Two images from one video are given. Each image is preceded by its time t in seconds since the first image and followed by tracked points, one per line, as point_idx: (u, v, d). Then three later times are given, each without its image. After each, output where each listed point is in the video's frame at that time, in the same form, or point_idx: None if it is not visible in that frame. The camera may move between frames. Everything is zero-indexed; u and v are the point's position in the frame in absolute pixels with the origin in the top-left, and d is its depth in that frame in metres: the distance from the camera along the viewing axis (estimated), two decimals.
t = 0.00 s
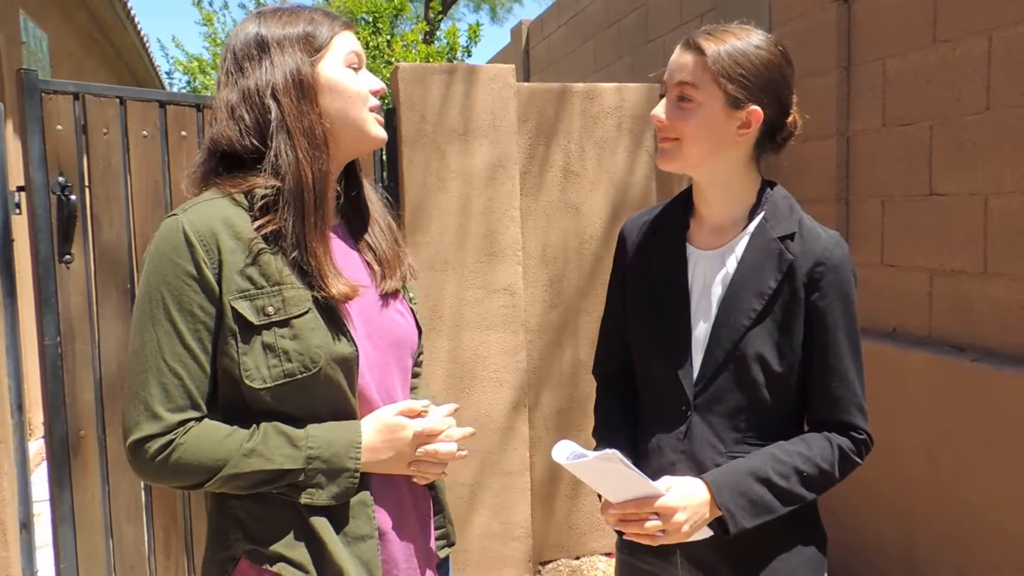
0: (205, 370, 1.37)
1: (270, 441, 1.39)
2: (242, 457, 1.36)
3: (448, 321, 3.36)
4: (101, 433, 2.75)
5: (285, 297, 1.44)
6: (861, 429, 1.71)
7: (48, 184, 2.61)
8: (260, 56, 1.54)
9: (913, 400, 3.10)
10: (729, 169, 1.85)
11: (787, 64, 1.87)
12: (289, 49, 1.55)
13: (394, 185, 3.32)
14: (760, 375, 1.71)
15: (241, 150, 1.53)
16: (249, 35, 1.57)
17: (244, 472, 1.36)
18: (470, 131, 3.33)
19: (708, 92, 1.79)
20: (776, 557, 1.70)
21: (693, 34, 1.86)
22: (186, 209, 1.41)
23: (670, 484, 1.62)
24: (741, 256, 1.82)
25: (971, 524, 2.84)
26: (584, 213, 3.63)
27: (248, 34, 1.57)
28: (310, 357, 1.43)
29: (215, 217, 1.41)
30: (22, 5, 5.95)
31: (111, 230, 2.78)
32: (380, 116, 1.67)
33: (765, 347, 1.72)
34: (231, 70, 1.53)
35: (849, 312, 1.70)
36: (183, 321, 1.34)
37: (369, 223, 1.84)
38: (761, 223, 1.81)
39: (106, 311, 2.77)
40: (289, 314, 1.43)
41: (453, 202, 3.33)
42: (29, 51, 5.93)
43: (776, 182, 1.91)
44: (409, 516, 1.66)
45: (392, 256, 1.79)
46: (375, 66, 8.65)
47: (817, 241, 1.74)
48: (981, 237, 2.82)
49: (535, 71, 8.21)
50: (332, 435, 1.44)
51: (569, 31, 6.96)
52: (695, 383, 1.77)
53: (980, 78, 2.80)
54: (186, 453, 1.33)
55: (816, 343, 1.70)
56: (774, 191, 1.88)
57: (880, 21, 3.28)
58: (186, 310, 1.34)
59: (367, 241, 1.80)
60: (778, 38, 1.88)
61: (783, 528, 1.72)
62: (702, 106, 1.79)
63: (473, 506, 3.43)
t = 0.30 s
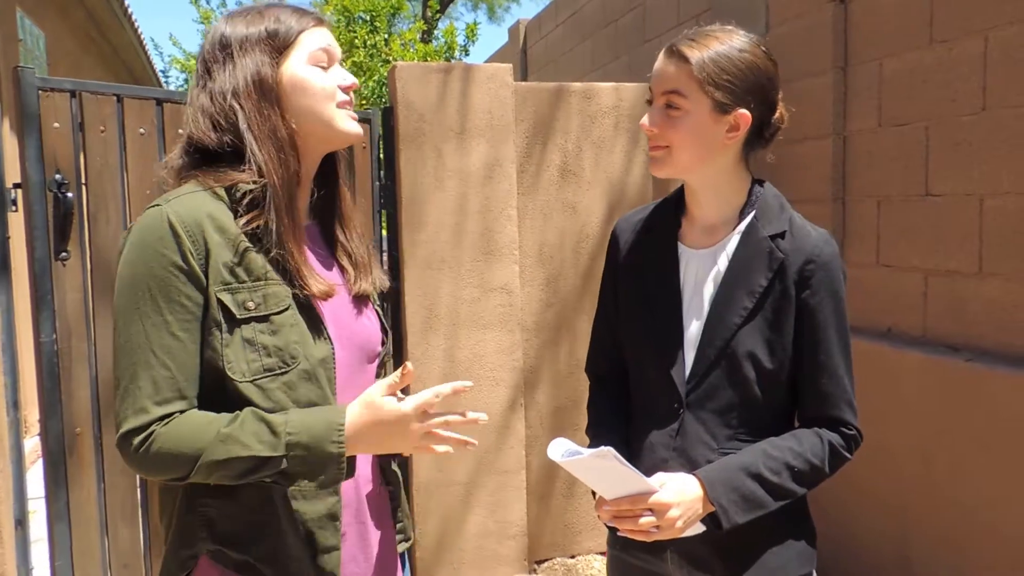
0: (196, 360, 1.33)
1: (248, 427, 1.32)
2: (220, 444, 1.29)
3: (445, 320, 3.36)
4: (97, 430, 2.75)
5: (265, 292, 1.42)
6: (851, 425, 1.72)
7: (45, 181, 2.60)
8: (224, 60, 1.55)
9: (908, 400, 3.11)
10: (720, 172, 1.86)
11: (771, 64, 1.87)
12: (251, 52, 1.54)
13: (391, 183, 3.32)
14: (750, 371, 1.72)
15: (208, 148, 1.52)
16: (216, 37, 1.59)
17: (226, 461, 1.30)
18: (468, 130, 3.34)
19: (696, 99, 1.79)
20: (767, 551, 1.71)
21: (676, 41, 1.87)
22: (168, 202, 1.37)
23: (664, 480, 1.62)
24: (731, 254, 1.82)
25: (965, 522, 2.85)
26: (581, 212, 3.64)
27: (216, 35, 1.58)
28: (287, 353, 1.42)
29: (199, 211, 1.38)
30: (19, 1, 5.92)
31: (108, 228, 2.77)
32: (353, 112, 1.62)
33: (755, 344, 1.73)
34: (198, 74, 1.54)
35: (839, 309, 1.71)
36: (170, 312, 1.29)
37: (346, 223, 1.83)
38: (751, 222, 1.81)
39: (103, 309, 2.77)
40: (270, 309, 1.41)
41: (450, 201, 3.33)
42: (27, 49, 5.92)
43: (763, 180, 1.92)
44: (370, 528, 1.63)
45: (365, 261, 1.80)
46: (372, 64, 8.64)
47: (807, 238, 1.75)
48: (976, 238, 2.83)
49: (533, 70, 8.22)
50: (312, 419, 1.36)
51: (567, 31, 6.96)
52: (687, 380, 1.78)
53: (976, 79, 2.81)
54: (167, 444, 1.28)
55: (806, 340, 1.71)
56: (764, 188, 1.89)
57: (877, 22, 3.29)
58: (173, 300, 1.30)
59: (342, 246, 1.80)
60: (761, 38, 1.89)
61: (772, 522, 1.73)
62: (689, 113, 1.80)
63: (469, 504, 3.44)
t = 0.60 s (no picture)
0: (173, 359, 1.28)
1: (222, 438, 1.28)
2: (192, 456, 1.25)
3: (441, 319, 3.36)
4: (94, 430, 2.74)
5: (238, 295, 1.39)
6: (839, 422, 1.73)
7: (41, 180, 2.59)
8: (186, 67, 1.50)
9: (904, 400, 3.12)
10: (711, 174, 1.87)
11: (759, 68, 1.89)
12: (212, 62, 1.49)
13: (388, 183, 3.32)
14: (741, 368, 1.73)
15: (175, 154, 1.48)
16: (178, 41, 1.53)
17: (196, 473, 1.26)
18: (465, 130, 3.34)
19: (686, 102, 1.80)
20: (758, 547, 1.72)
21: (667, 43, 1.87)
22: (148, 199, 1.33)
23: (654, 479, 1.62)
24: (719, 254, 1.83)
25: (961, 522, 2.86)
26: (578, 212, 3.64)
27: (178, 39, 1.53)
28: (257, 359, 1.39)
29: (182, 211, 1.34)
30: None
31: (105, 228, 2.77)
32: (315, 121, 1.57)
33: (745, 344, 1.74)
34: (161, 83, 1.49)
35: (827, 308, 1.72)
36: (147, 311, 1.25)
37: (309, 225, 1.83)
38: (741, 222, 1.82)
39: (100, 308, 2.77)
40: (242, 313, 1.38)
41: (447, 201, 3.33)
42: (22, 46, 5.90)
43: (754, 180, 1.93)
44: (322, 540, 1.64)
45: (326, 262, 1.80)
46: (369, 64, 8.64)
47: (796, 238, 1.75)
48: (972, 238, 2.84)
49: (530, 70, 8.23)
50: (285, 435, 1.32)
51: (564, 31, 6.96)
52: (678, 379, 1.78)
53: (972, 81, 2.82)
54: (140, 449, 1.23)
55: (795, 340, 1.71)
56: (754, 189, 1.90)
57: (873, 23, 3.30)
58: (151, 300, 1.26)
59: (305, 247, 1.80)
60: (750, 43, 1.91)
61: (763, 519, 1.74)
62: (681, 116, 1.81)
63: (465, 504, 3.44)
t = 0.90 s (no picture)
0: (119, 365, 1.28)
1: (172, 437, 1.30)
2: (142, 455, 1.26)
3: (440, 319, 3.36)
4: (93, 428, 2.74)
5: (201, 301, 1.39)
6: (833, 420, 1.74)
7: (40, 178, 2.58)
8: (148, 69, 1.47)
9: (901, 401, 3.13)
10: (709, 171, 1.87)
11: (761, 68, 1.90)
12: (179, 67, 1.47)
13: (387, 183, 3.33)
14: (737, 368, 1.73)
15: (135, 155, 1.46)
16: (137, 40, 1.49)
17: (146, 471, 1.27)
18: (465, 130, 3.34)
19: (693, 95, 1.80)
20: (753, 546, 1.72)
21: (673, 39, 1.87)
22: (112, 205, 1.32)
23: (651, 478, 1.63)
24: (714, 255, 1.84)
25: (959, 523, 2.86)
26: (578, 213, 3.65)
27: (136, 39, 1.49)
28: (221, 362, 1.41)
29: (148, 218, 1.34)
30: None
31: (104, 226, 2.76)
32: (282, 121, 1.60)
33: (740, 344, 1.74)
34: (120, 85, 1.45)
35: (821, 307, 1.73)
36: (105, 318, 1.26)
37: (268, 224, 1.83)
38: (736, 222, 1.82)
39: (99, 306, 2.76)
40: (205, 318, 1.39)
41: (447, 200, 3.33)
42: (21, 44, 5.89)
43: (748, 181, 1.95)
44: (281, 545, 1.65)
45: (285, 258, 1.82)
46: (368, 64, 8.63)
47: (791, 239, 1.76)
48: (971, 240, 2.84)
49: (529, 70, 8.23)
50: (236, 433, 1.35)
51: (563, 32, 6.97)
52: (673, 378, 1.78)
53: (971, 83, 2.82)
54: (85, 452, 1.23)
55: (789, 340, 1.72)
56: (748, 189, 1.91)
57: (872, 25, 3.31)
58: (110, 307, 1.26)
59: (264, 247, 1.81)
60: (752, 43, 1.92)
61: (758, 518, 1.74)
62: (687, 109, 1.80)
63: (463, 504, 3.44)
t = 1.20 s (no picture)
0: (77, 371, 1.29)
1: (137, 438, 1.33)
2: (108, 457, 1.30)
3: (441, 319, 3.36)
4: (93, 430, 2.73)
5: (166, 302, 1.40)
6: (831, 417, 1.74)
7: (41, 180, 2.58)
8: (113, 73, 1.46)
9: (902, 400, 3.13)
10: (712, 168, 1.87)
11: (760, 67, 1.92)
12: (142, 72, 1.45)
13: (387, 184, 3.33)
14: (739, 368, 1.74)
15: (94, 159, 1.45)
16: (103, 41, 1.47)
17: (111, 473, 1.30)
18: (465, 130, 3.34)
19: (699, 90, 1.80)
20: (753, 544, 1.72)
21: (675, 37, 1.87)
22: (69, 210, 1.32)
23: (655, 476, 1.63)
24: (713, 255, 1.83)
25: (959, 521, 2.86)
26: (578, 213, 3.64)
27: (102, 40, 1.47)
28: (190, 362, 1.41)
29: (105, 224, 1.34)
30: None
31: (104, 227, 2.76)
32: (241, 137, 1.60)
33: (741, 343, 1.74)
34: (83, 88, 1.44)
35: (822, 305, 1.74)
36: (64, 324, 1.27)
37: (234, 224, 1.80)
38: (736, 221, 1.82)
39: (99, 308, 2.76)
40: (171, 319, 1.40)
41: (447, 201, 3.33)
42: (20, 46, 5.89)
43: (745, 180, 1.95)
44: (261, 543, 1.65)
45: (253, 260, 1.79)
46: (367, 65, 8.63)
47: (791, 238, 1.77)
48: (971, 239, 2.84)
49: (529, 70, 8.23)
50: (199, 432, 1.40)
51: (563, 32, 6.97)
52: (674, 376, 1.78)
53: (971, 82, 2.83)
54: (50, 457, 1.25)
55: (790, 338, 1.73)
56: (747, 187, 1.91)
57: (872, 24, 3.31)
58: (68, 313, 1.27)
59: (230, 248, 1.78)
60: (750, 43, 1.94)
61: (758, 516, 1.74)
62: (693, 103, 1.80)
63: (464, 504, 3.44)
